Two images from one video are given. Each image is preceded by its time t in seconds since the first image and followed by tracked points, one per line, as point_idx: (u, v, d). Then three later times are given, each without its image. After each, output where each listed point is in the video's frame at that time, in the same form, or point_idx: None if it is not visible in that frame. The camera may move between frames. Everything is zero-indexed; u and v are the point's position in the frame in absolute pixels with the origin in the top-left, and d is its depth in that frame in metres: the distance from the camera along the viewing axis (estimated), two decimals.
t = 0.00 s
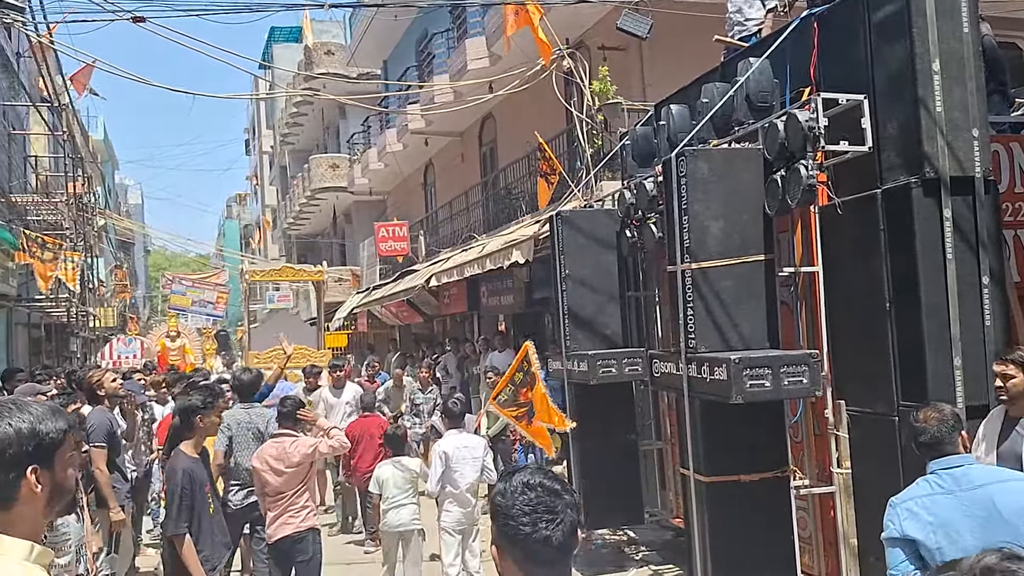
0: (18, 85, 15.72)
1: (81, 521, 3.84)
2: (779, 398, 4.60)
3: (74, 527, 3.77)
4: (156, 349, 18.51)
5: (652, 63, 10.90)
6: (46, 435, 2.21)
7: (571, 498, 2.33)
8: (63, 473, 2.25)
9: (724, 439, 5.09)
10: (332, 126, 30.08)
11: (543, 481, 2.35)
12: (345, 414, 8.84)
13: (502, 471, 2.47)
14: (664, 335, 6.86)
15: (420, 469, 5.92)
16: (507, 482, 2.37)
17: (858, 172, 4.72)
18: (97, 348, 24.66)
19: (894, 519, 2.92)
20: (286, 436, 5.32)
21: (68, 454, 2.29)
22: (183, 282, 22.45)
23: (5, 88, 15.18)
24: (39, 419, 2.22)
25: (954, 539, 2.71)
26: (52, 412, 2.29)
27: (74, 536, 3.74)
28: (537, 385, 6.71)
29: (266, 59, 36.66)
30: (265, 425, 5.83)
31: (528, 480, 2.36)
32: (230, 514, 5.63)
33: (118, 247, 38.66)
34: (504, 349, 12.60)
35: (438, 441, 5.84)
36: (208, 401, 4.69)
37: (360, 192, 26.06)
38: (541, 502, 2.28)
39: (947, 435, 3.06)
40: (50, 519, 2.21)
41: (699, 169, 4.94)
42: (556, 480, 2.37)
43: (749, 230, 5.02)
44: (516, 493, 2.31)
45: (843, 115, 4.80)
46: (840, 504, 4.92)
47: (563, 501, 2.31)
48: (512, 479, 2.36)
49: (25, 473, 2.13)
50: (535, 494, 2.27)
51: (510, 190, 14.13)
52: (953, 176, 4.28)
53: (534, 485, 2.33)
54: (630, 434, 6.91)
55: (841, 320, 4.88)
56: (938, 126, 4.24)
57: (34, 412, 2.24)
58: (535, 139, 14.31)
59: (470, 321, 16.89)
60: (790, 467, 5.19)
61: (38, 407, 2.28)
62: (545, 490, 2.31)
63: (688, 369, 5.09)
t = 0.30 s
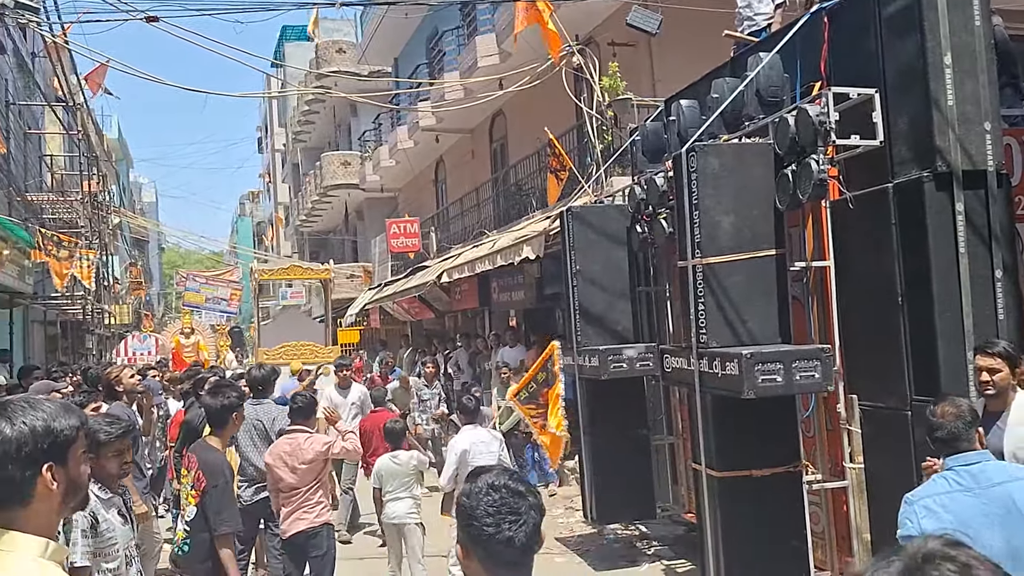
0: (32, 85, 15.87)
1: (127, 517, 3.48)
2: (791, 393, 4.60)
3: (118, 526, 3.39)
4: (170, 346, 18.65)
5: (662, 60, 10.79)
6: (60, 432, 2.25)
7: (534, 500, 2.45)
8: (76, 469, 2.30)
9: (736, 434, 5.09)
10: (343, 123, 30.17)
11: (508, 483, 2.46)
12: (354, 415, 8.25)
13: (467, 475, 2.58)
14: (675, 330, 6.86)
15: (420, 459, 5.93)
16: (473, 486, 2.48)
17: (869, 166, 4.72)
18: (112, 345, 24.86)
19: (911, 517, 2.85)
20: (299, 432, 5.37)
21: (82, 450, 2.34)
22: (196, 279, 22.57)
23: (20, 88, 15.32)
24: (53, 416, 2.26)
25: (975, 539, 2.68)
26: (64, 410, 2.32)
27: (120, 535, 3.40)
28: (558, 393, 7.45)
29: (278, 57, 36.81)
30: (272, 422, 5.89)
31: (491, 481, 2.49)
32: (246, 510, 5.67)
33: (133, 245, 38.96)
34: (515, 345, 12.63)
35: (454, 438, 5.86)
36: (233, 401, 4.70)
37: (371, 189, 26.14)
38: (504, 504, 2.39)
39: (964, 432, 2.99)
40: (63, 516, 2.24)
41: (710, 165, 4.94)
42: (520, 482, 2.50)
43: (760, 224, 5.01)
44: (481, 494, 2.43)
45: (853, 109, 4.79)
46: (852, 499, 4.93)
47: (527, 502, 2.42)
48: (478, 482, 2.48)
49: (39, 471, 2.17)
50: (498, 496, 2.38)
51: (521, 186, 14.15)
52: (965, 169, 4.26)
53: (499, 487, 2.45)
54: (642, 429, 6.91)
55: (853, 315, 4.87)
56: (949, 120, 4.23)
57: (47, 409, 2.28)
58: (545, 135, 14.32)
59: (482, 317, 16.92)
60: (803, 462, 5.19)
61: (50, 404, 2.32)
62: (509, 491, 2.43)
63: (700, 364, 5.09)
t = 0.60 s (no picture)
0: (40, 84, 15.94)
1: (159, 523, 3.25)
2: (801, 390, 4.58)
3: (146, 532, 3.17)
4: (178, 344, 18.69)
5: (671, 55, 10.70)
6: (63, 434, 2.25)
7: (500, 496, 2.67)
8: (80, 472, 2.29)
9: (747, 432, 5.07)
10: (350, 121, 30.18)
11: (477, 479, 2.67)
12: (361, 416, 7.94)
13: (434, 473, 2.76)
14: (685, 328, 6.84)
15: (422, 460, 5.94)
16: (442, 482, 2.66)
17: (879, 162, 4.69)
18: (121, 343, 24.97)
19: (935, 509, 2.65)
20: (307, 432, 5.39)
21: (84, 454, 2.34)
22: (204, 277, 22.63)
23: (27, 87, 15.38)
24: (55, 419, 2.27)
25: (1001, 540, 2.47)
26: (66, 413, 2.32)
27: (148, 541, 3.17)
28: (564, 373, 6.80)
29: (284, 54, 36.85)
30: (266, 421, 5.91)
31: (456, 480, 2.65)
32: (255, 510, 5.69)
33: (140, 244, 39.13)
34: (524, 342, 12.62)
35: (462, 437, 5.87)
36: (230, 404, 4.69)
37: (378, 187, 26.17)
38: (472, 500, 2.58)
39: (1004, 429, 2.99)
40: (69, 518, 2.25)
41: (719, 161, 4.92)
42: (487, 479, 2.71)
43: (770, 221, 4.99)
44: (451, 491, 2.61)
45: (863, 105, 4.77)
46: (863, 497, 4.91)
47: (495, 498, 2.64)
48: (447, 478, 2.67)
49: (41, 476, 2.17)
50: (468, 492, 2.57)
51: (529, 183, 14.12)
52: (975, 165, 4.24)
53: (468, 483, 2.64)
54: (651, 427, 6.90)
55: (863, 313, 4.85)
56: (960, 116, 4.20)
57: (51, 412, 2.29)
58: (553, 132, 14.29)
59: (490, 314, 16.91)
60: (814, 460, 5.17)
61: (52, 407, 2.32)
62: (478, 488, 2.62)
63: (709, 362, 5.07)
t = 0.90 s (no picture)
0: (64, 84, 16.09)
1: (225, 525, 3.29)
2: (831, 388, 4.50)
3: (207, 533, 3.22)
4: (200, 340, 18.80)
5: (690, 49, 10.62)
6: (115, 428, 2.18)
7: (504, 485, 2.82)
8: (131, 465, 2.23)
9: (774, 430, 5.00)
10: (368, 119, 30.24)
11: (481, 471, 2.80)
12: (384, 414, 7.89)
13: (437, 466, 2.89)
14: (708, 325, 6.75)
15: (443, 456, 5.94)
16: (448, 473, 2.79)
17: (910, 156, 4.60)
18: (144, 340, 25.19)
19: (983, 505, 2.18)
20: (335, 427, 5.41)
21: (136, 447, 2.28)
22: (226, 274, 22.76)
23: (51, 86, 15.52)
24: (108, 413, 2.21)
25: None
26: (117, 406, 2.25)
27: (210, 543, 3.23)
28: (576, 368, 6.26)
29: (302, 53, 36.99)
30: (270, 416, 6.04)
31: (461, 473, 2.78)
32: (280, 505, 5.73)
33: (163, 242, 39.47)
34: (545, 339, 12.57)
35: (471, 434, 5.85)
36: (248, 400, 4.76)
37: (396, 184, 26.20)
38: (479, 490, 2.70)
39: None
40: (118, 511, 2.21)
41: (744, 156, 4.85)
42: (491, 470, 2.86)
43: (797, 216, 4.92)
44: (457, 482, 2.72)
45: (892, 98, 4.66)
46: (894, 495, 4.81)
47: (499, 488, 2.77)
48: (452, 471, 2.79)
49: (95, 468, 2.13)
50: (474, 483, 2.69)
51: (548, 179, 14.04)
52: (1011, 157, 4.23)
53: (473, 474, 2.77)
54: (674, 425, 6.83)
55: (894, 309, 4.76)
56: (994, 108, 4.20)
57: (103, 405, 2.24)
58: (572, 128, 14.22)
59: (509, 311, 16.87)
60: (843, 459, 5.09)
61: (104, 401, 2.26)
62: (482, 479, 2.75)
63: (735, 359, 5.00)
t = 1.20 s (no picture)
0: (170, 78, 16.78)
1: (377, 512, 3.53)
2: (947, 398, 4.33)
3: (359, 518, 3.49)
4: (290, 329, 19.35)
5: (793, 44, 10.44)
6: (258, 410, 2.28)
7: (581, 481, 2.83)
8: (271, 446, 2.32)
9: (883, 437, 4.83)
10: (454, 116, 30.56)
11: (558, 466, 2.84)
12: (473, 407, 7.94)
13: (517, 457, 2.96)
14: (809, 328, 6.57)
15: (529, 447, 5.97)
16: (525, 466, 2.86)
17: None
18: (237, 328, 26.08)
19: None
20: (431, 418, 5.51)
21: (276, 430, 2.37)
22: (315, 266, 23.35)
23: (158, 81, 16.20)
24: (252, 395, 2.30)
25: None
26: (260, 389, 2.35)
27: (362, 527, 3.50)
28: (651, 360, 5.93)
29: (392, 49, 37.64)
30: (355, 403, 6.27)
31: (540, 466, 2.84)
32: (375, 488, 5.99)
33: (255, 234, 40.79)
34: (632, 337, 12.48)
35: (549, 431, 5.92)
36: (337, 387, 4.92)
37: (482, 179, 26.39)
38: (554, 484, 2.74)
39: None
40: (257, 491, 2.30)
41: (858, 153, 4.70)
42: (568, 466, 2.88)
43: (912, 218, 4.74)
44: (532, 476, 2.78)
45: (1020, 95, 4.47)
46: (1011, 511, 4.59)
47: (575, 483, 2.79)
48: (530, 464, 2.86)
49: (238, 447, 2.22)
50: (550, 477, 2.73)
51: (637, 176, 13.91)
52: None
53: (549, 468, 2.82)
54: (773, 429, 6.68)
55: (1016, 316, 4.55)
56: None
57: (248, 387, 2.34)
58: (665, 124, 14.04)
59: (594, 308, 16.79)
60: (954, 471, 4.90)
61: (247, 383, 2.35)
62: (558, 474, 2.79)
63: (843, 364, 4.85)
